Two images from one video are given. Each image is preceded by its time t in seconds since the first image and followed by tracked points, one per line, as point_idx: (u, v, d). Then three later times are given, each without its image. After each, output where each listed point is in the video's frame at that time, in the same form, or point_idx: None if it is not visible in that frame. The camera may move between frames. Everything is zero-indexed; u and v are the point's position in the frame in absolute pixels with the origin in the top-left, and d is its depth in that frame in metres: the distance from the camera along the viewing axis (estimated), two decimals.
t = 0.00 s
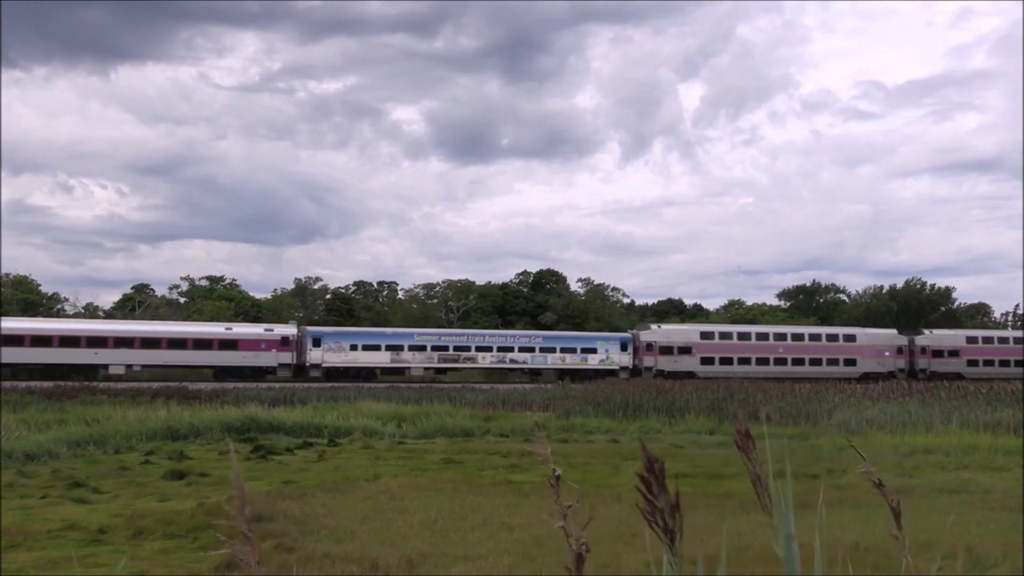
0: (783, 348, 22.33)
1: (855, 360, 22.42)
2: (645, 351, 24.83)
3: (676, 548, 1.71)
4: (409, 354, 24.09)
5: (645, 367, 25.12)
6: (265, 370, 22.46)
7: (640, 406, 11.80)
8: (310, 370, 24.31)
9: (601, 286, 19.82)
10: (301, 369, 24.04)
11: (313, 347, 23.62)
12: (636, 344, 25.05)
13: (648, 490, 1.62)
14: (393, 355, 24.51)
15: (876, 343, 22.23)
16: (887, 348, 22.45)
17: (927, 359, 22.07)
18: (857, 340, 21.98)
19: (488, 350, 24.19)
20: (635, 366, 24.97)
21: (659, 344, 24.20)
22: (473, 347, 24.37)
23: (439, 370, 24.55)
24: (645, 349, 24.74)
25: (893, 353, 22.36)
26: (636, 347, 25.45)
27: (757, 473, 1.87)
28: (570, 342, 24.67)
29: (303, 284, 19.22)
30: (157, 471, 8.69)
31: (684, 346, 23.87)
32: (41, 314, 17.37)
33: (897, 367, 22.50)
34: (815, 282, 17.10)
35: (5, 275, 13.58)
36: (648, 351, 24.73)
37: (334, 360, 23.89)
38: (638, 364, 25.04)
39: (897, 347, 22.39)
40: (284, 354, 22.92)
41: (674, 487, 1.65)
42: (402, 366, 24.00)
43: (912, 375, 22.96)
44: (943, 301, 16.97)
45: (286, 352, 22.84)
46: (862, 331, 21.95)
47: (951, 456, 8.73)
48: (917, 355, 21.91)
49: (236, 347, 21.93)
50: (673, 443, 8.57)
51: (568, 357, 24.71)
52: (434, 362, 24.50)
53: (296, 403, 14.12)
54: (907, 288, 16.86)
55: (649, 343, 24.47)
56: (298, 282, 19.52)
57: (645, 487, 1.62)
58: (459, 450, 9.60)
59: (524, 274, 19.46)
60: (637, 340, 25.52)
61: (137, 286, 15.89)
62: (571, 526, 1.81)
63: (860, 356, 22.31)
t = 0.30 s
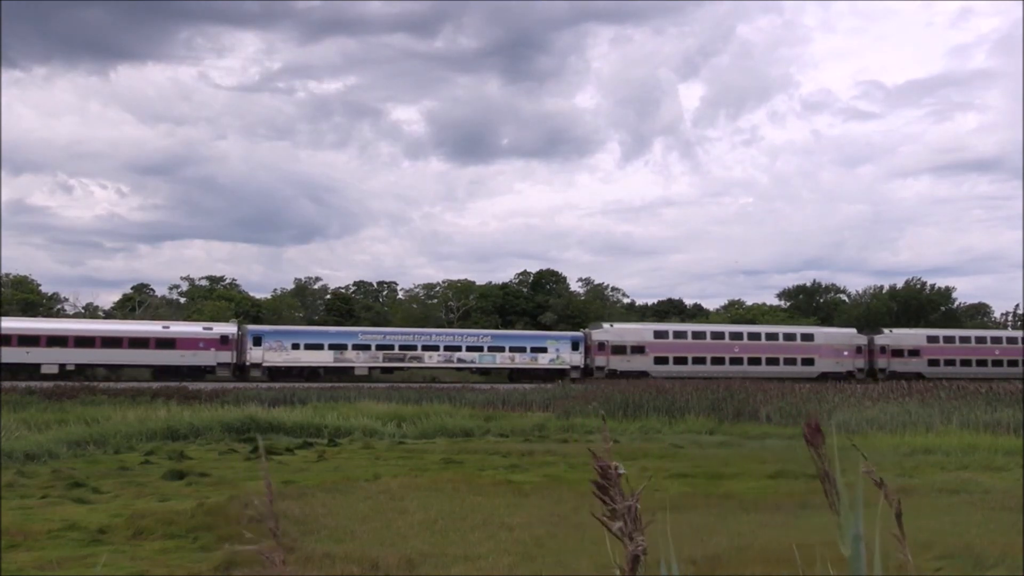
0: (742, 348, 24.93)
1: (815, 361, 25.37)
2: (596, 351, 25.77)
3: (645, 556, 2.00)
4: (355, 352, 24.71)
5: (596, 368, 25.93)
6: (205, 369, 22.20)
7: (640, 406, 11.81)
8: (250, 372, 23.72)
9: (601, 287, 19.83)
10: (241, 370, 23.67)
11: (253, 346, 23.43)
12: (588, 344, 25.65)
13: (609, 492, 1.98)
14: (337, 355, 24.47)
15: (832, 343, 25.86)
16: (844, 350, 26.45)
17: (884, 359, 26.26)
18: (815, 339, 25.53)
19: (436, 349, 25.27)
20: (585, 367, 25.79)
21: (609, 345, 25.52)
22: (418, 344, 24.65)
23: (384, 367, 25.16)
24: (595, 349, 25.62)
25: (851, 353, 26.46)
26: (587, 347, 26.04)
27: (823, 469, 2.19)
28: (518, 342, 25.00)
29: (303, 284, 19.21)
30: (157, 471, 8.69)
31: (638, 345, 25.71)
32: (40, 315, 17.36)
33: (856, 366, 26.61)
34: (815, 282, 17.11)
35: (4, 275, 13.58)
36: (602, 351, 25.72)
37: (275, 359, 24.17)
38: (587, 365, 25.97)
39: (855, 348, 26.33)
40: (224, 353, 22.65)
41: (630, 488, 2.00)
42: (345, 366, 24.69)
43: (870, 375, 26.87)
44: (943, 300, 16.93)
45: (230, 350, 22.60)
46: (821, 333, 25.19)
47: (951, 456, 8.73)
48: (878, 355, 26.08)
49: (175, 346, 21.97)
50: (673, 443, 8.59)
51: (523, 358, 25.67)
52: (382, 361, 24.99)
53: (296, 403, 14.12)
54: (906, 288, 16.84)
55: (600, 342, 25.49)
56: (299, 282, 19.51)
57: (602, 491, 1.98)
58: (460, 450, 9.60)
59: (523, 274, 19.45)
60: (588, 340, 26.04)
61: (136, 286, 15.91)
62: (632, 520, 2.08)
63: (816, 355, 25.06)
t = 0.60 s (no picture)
0: (695, 349, 25.28)
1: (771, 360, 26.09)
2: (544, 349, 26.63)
3: (691, 536, 2.64)
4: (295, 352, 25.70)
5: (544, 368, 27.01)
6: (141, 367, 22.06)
7: (640, 406, 11.80)
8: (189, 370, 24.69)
9: (601, 287, 19.81)
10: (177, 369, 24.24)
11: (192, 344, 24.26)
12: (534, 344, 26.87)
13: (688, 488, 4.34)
14: (279, 355, 25.40)
15: (791, 343, 26.13)
16: (802, 350, 26.25)
17: (844, 359, 24.98)
18: (773, 339, 25.96)
19: (380, 349, 26.04)
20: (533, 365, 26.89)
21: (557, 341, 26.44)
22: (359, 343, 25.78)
23: (326, 368, 25.86)
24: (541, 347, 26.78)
25: (809, 353, 26.20)
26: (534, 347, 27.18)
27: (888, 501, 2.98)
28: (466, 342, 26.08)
29: (304, 284, 19.20)
30: (157, 471, 8.70)
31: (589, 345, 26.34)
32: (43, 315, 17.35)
33: (817, 365, 26.16)
34: (815, 282, 17.10)
35: (5, 275, 13.59)
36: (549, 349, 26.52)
37: (210, 357, 24.65)
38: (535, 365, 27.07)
39: (814, 348, 25.92)
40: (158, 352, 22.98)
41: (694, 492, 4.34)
42: (287, 365, 25.45)
43: (831, 375, 25.67)
44: (943, 301, 16.85)
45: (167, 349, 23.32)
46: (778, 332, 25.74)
47: (951, 456, 8.73)
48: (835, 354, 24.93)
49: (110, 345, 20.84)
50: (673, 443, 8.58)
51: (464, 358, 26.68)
52: (321, 362, 25.82)
53: (296, 404, 14.13)
54: (907, 288, 16.78)
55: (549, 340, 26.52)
56: (299, 282, 19.52)
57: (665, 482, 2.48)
58: (459, 450, 9.60)
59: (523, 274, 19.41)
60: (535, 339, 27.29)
61: (138, 286, 16.02)
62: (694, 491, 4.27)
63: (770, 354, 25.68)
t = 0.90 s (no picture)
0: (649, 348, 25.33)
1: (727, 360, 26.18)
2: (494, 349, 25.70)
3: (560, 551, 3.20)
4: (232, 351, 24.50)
5: (494, 367, 26.12)
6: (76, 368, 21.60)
7: (640, 406, 11.81)
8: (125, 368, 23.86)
9: (601, 287, 19.80)
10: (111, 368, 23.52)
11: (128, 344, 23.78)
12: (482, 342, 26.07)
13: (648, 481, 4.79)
14: (218, 353, 24.39)
15: (745, 343, 26.20)
16: (760, 349, 26.71)
17: (802, 359, 26.57)
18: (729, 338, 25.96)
19: (323, 348, 25.56)
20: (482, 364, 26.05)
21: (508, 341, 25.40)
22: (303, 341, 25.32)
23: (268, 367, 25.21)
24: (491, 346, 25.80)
25: (766, 353, 26.63)
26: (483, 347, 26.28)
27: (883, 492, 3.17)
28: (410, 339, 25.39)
29: (304, 284, 19.18)
30: (157, 471, 8.70)
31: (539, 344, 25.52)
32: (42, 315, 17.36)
33: (772, 365, 26.71)
34: (815, 282, 17.11)
35: (3, 275, 13.59)
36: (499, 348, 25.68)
37: (148, 357, 24.26)
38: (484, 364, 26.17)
39: (771, 347, 26.51)
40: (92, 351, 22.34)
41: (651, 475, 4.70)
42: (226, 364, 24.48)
43: (787, 373, 26.98)
44: (944, 301, 16.82)
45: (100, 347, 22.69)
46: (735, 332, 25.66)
47: (951, 456, 8.73)
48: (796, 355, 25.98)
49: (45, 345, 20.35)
50: (673, 443, 8.59)
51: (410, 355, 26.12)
52: (262, 362, 25.00)
53: (296, 404, 14.13)
54: (907, 288, 16.73)
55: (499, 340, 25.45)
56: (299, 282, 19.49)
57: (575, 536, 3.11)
58: (459, 450, 9.60)
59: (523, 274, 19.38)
60: (485, 339, 26.50)
61: (138, 286, 16.06)
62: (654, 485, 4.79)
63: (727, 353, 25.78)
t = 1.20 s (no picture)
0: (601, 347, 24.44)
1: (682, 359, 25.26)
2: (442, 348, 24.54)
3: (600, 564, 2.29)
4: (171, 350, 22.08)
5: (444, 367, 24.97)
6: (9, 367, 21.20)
7: (640, 406, 11.80)
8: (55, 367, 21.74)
9: (601, 287, 19.77)
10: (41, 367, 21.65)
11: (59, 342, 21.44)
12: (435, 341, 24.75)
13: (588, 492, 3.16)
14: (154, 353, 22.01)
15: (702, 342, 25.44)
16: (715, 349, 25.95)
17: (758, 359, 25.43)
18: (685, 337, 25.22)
19: (264, 347, 23.06)
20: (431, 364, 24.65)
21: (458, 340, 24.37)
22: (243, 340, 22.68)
23: (208, 368, 22.43)
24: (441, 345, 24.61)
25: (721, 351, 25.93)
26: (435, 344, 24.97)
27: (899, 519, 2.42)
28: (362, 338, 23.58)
29: (304, 284, 19.13)
30: (157, 471, 8.70)
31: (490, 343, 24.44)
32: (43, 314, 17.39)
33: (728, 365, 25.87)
34: (815, 282, 17.10)
35: (4, 274, 13.59)
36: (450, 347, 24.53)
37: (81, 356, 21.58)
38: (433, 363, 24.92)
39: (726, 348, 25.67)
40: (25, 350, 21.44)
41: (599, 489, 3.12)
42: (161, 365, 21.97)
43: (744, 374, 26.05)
44: (944, 301, 16.78)
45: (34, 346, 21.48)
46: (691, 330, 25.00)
47: (951, 456, 8.72)
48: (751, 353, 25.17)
49: None
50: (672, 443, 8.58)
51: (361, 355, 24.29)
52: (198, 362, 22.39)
53: (297, 404, 14.13)
54: (907, 288, 16.69)
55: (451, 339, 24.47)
56: (299, 282, 19.44)
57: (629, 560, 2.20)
58: (459, 450, 9.60)
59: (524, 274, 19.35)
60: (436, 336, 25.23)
61: (138, 286, 16.03)
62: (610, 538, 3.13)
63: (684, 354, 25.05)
